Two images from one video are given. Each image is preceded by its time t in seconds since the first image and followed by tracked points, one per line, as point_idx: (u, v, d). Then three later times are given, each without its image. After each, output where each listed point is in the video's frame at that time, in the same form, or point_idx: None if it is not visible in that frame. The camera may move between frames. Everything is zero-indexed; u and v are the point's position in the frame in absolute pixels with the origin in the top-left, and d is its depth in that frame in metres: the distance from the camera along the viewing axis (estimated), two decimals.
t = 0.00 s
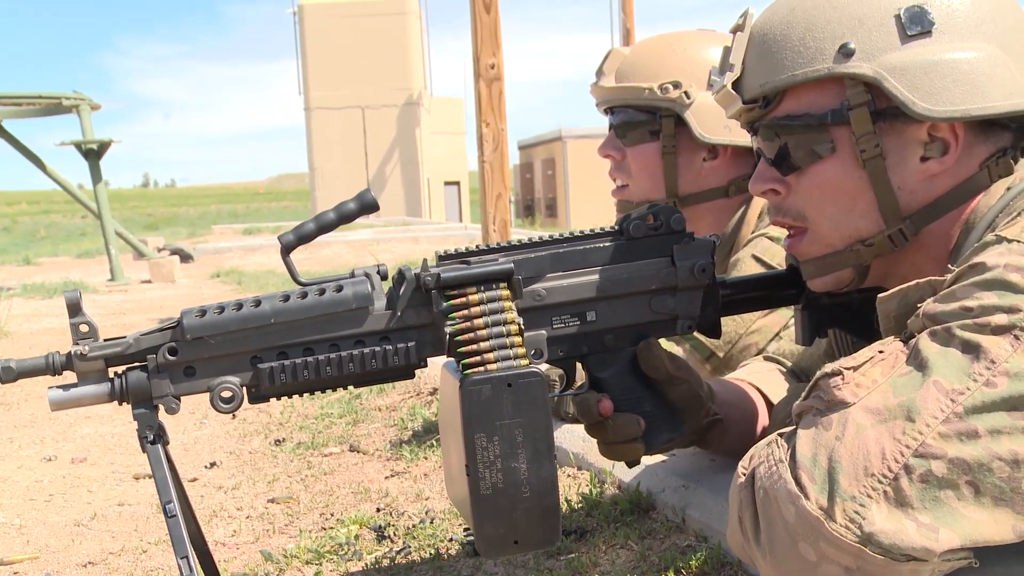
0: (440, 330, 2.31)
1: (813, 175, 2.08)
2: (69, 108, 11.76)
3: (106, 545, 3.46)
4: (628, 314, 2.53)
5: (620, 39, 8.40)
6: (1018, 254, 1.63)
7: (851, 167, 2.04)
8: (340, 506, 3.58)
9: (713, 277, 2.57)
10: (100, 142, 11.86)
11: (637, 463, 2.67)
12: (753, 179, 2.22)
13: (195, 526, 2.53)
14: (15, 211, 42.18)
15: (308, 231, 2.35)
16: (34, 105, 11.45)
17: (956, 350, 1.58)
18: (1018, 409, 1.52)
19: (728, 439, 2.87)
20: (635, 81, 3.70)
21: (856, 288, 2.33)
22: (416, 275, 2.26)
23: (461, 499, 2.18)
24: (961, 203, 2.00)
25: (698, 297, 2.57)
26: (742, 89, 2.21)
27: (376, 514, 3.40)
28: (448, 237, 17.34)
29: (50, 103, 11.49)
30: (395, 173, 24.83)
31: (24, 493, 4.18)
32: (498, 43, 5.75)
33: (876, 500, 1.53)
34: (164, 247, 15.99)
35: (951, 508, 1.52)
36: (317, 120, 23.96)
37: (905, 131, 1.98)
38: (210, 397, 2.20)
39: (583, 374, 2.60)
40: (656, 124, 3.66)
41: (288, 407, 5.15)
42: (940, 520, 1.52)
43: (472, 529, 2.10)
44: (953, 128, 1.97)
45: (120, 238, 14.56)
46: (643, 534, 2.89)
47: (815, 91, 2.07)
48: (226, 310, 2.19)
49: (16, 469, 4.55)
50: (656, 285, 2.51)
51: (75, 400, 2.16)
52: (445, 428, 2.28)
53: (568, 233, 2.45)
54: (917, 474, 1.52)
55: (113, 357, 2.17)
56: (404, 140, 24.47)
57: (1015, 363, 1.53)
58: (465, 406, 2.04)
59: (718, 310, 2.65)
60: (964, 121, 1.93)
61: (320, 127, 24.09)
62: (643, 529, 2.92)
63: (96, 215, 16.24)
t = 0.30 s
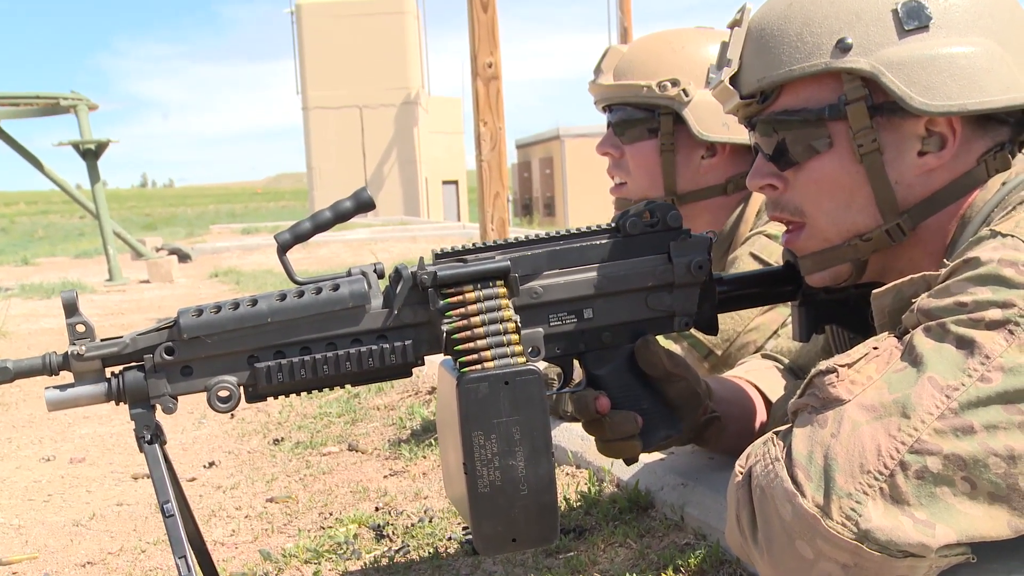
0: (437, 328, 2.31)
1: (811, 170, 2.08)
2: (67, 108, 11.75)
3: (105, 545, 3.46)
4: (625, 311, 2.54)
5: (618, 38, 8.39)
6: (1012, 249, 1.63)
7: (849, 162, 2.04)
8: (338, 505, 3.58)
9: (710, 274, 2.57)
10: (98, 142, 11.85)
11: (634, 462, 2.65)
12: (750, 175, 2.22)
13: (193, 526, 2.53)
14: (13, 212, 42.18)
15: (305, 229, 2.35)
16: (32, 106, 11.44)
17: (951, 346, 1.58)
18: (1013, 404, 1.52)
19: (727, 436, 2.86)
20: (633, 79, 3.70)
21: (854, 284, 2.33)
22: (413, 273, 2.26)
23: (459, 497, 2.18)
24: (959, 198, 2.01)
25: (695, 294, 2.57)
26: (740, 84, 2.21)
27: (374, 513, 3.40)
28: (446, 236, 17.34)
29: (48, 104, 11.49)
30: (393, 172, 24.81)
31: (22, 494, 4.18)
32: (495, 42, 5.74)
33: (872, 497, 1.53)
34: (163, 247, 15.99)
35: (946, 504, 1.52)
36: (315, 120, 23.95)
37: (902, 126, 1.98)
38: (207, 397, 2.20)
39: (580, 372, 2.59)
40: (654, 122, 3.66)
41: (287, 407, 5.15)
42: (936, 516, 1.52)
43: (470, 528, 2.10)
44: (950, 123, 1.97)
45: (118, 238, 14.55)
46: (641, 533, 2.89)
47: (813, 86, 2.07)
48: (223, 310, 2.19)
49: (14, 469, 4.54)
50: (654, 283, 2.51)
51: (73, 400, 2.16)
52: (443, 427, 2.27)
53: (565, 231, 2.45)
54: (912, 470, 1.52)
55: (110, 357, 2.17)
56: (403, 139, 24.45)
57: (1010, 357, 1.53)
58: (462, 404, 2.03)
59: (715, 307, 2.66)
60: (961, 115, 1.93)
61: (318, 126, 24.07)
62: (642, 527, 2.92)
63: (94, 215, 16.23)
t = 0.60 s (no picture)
0: (436, 329, 2.31)
1: (810, 171, 2.09)
2: (66, 109, 11.75)
3: (104, 545, 3.46)
4: (624, 312, 2.54)
5: (616, 39, 8.38)
6: (1009, 249, 1.63)
7: (847, 163, 2.04)
8: (337, 506, 3.58)
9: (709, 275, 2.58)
10: (97, 143, 11.85)
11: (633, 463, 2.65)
12: (749, 177, 2.22)
13: (192, 527, 2.53)
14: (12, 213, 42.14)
15: (304, 230, 2.35)
16: (31, 107, 11.44)
17: (948, 346, 1.59)
18: (1011, 404, 1.53)
19: (725, 437, 2.87)
20: (631, 80, 3.70)
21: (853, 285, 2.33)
22: (411, 274, 2.27)
23: (458, 498, 2.18)
24: (957, 198, 2.01)
25: (694, 295, 2.57)
26: (738, 86, 2.22)
27: (373, 514, 3.40)
28: (444, 237, 17.34)
29: (47, 105, 11.49)
30: (392, 173, 24.81)
31: (21, 495, 4.18)
32: (494, 43, 5.75)
33: (870, 498, 1.54)
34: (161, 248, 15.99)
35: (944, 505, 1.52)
36: (314, 121, 23.95)
37: (900, 127, 1.98)
38: (206, 397, 2.20)
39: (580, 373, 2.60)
40: (653, 122, 3.66)
41: (285, 408, 5.15)
42: (934, 517, 1.52)
43: (469, 529, 2.11)
44: (948, 124, 1.98)
45: (117, 239, 14.55)
46: (640, 533, 2.89)
47: (811, 88, 2.07)
48: (222, 310, 2.19)
49: (13, 470, 4.54)
50: (652, 284, 2.52)
51: (72, 401, 2.16)
52: (442, 428, 2.28)
53: (564, 231, 2.45)
54: (910, 471, 1.52)
55: (110, 358, 2.17)
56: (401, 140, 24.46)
57: (1007, 357, 1.53)
58: (461, 405, 2.03)
59: (714, 308, 2.66)
60: (958, 116, 1.93)
61: (317, 127, 24.08)
62: (641, 527, 2.93)
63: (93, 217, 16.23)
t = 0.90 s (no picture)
0: (435, 332, 2.31)
1: (807, 175, 2.09)
2: (64, 111, 11.74)
3: (102, 548, 3.46)
4: (623, 314, 2.54)
5: (614, 41, 8.38)
6: (1009, 252, 1.64)
7: (844, 167, 2.05)
8: (335, 508, 3.58)
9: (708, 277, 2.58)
10: (95, 145, 11.85)
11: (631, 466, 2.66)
12: (746, 180, 2.23)
13: (190, 530, 2.53)
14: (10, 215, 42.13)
15: (303, 233, 2.35)
16: (30, 109, 11.44)
17: (948, 349, 1.59)
18: (1011, 407, 1.53)
19: (724, 439, 2.87)
20: (629, 83, 3.70)
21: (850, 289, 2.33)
22: (410, 277, 2.28)
23: (456, 500, 2.18)
24: (954, 202, 2.01)
25: (692, 298, 2.57)
26: (735, 89, 2.22)
27: (372, 516, 3.40)
28: (442, 239, 17.34)
29: (46, 107, 11.48)
30: (390, 175, 24.81)
31: (19, 497, 4.17)
32: (492, 45, 5.75)
33: (869, 501, 1.54)
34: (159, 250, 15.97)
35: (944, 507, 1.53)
36: (312, 123, 23.95)
37: (897, 131, 1.98)
38: (205, 400, 2.19)
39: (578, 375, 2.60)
40: (652, 125, 3.67)
41: (284, 410, 5.15)
42: (933, 519, 1.52)
43: (468, 531, 2.11)
44: (944, 128, 1.98)
45: (115, 241, 14.54)
46: (639, 535, 2.90)
47: (808, 91, 2.07)
48: (221, 313, 2.19)
49: (11, 473, 4.54)
50: (651, 286, 2.52)
51: (70, 403, 2.15)
52: (440, 430, 2.27)
53: (562, 234, 2.45)
54: (910, 473, 1.52)
55: (108, 360, 2.17)
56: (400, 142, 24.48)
57: (1007, 361, 1.54)
58: (460, 408, 2.03)
59: (713, 311, 2.66)
60: (955, 119, 1.94)
61: (315, 129, 24.07)
62: (640, 530, 2.93)
63: (91, 218, 16.22)
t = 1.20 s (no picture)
0: (434, 335, 2.31)
1: (805, 179, 2.09)
2: (63, 114, 11.73)
3: (100, 552, 3.45)
4: (622, 318, 2.54)
5: (613, 44, 8.37)
6: (1011, 257, 1.64)
7: (841, 172, 2.05)
8: (334, 512, 3.57)
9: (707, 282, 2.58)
10: (94, 148, 11.84)
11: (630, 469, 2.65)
12: (744, 185, 2.22)
13: (189, 534, 2.52)
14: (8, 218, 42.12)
15: (302, 236, 2.35)
16: (29, 112, 11.43)
17: (951, 354, 1.59)
18: (1014, 413, 1.53)
19: (723, 444, 2.87)
20: (628, 87, 3.71)
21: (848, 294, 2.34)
22: (410, 280, 2.27)
23: (455, 504, 2.17)
24: (951, 206, 2.02)
25: (691, 302, 2.58)
26: (732, 94, 2.22)
27: (370, 520, 3.40)
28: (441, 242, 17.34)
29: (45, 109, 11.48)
30: (389, 179, 24.83)
31: (17, 501, 4.16)
32: (491, 49, 5.76)
33: (873, 506, 1.54)
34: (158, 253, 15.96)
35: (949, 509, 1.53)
36: (311, 126, 23.96)
37: (893, 135, 1.99)
38: (204, 403, 2.20)
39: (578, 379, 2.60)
40: (650, 130, 3.67)
41: (282, 413, 5.15)
42: (937, 526, 1.52)
43: (467, 535, 2.10)
44: (941, 132, 1.98)
45: (113, 244, 14.52)
46: (638, 540, 2.90)
47: (805, 96, 2.07)
48: (221, 316, 2.19)
49: (9, 476, 4.53)
50: (650, 290, 2.52)
51: (69, 407, 2.15)
52: (439, 434, 2.27)
53: (561, 239, 2.45)
54: (913, 479, 1.52)
55: (107, 364, 2.17)
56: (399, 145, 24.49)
57: (1009, 365, 1.54)
58: (459, 412, 2.03)
59: (712, 314, 2.66)
60: (951, 124, 1.94)
61: (314, 132, 24.08)
62: (638, 534, 2.93)
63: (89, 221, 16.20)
